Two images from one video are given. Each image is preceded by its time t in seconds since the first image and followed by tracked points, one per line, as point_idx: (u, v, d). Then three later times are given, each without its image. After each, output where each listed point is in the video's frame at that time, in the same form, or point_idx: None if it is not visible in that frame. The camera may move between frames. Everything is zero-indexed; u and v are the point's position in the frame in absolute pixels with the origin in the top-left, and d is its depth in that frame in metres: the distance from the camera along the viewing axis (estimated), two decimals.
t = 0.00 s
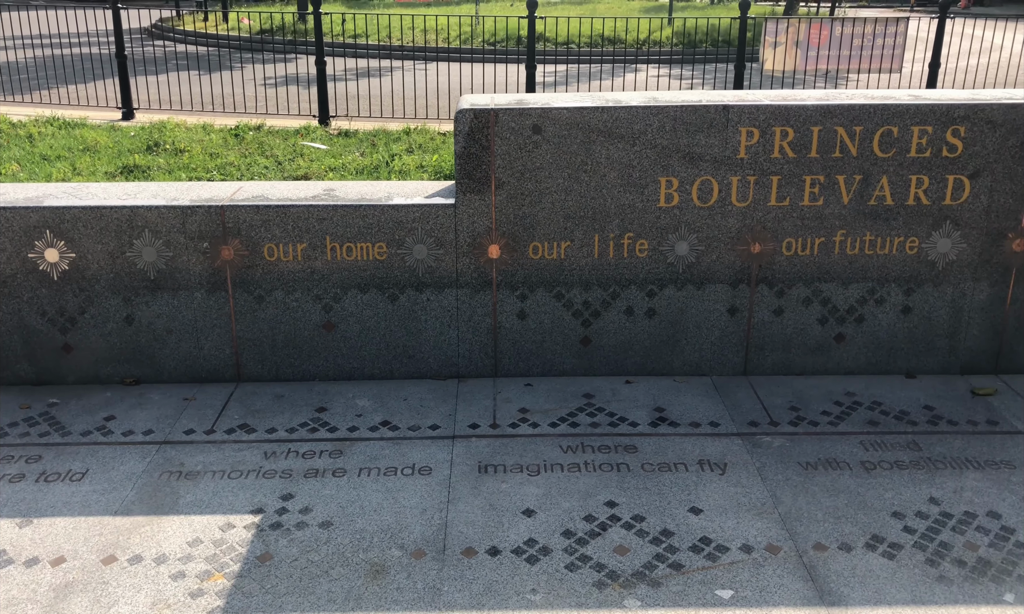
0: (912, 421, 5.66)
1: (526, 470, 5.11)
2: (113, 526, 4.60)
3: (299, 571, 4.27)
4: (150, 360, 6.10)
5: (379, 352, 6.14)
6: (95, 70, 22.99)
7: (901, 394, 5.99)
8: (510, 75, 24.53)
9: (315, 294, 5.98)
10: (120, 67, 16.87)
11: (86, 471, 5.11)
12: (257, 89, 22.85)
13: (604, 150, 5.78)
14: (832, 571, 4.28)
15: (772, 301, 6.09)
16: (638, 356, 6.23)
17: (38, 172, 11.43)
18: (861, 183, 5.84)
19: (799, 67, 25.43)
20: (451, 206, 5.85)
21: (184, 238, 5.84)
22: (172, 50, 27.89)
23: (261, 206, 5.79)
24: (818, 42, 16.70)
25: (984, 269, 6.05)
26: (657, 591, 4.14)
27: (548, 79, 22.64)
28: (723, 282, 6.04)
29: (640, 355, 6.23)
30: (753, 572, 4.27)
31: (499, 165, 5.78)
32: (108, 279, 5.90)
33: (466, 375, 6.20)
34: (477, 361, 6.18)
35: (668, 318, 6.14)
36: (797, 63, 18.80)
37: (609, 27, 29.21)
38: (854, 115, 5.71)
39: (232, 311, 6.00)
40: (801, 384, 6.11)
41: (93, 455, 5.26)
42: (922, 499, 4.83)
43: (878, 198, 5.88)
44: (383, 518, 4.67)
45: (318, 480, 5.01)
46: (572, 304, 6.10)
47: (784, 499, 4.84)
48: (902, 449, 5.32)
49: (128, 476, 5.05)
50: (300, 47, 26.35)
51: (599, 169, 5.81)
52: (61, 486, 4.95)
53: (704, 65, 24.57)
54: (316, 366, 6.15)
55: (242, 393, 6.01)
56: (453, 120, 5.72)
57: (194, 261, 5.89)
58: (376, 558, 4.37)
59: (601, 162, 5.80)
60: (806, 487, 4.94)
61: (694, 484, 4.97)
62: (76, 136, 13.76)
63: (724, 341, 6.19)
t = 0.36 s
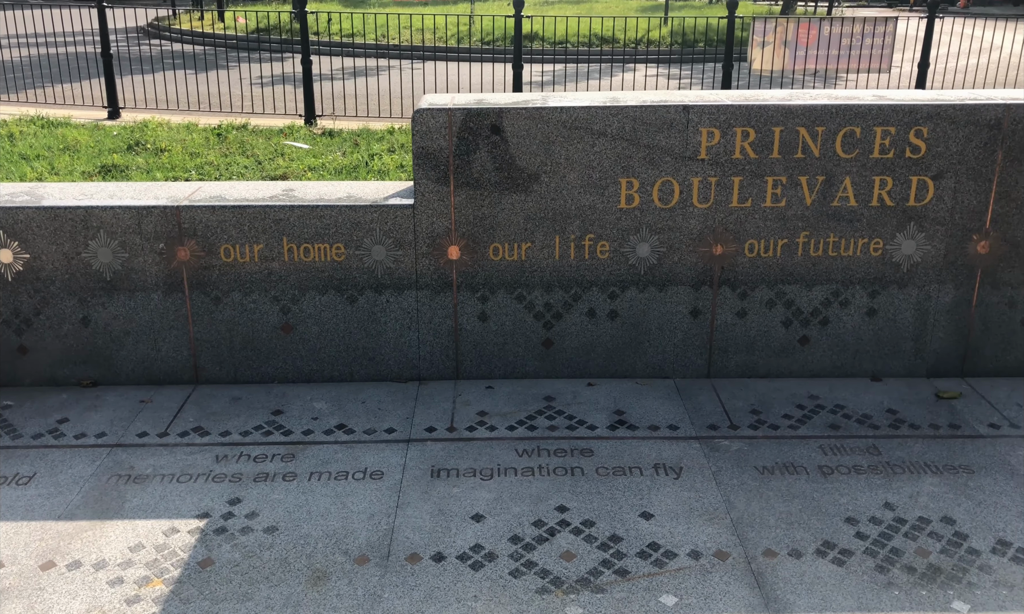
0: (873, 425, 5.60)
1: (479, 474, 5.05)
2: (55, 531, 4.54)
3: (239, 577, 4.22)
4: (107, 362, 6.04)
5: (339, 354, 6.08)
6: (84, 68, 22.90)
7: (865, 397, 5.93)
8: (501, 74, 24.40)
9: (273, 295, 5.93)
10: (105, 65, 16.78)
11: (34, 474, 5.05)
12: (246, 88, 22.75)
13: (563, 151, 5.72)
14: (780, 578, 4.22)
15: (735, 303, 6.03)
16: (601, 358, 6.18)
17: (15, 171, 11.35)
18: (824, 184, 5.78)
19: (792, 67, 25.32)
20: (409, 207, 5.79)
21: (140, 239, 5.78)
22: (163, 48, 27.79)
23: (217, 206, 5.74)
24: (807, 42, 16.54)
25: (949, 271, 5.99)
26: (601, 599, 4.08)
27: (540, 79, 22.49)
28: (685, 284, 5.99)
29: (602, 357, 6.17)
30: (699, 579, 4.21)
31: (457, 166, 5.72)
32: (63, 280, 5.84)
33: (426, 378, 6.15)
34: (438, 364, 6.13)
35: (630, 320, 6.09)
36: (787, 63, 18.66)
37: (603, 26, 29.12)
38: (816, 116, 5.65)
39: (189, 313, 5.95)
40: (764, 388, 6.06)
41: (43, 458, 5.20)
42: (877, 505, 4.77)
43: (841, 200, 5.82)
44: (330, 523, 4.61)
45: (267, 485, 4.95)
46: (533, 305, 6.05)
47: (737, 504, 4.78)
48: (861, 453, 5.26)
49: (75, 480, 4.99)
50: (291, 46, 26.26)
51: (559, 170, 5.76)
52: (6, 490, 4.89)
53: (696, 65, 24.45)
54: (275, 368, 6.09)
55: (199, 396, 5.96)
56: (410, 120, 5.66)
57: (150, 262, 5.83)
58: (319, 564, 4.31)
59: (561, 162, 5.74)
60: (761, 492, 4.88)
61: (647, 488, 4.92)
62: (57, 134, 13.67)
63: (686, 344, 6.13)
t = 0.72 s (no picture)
0: (821, 432, 5.50)
1: (413, 482, 4.95)
2: None
3: (154, 588, 4.11)
4: (46, 367, 5.94)
5: (282, 359, 5.98)
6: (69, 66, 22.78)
7: (815, 403, 5.84)
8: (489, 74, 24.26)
9: (214, 299, 5.83)
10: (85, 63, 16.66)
11: None
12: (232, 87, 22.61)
13: (507, 152, 5.62)
14: (708, 591, 4.12)
15: (684, 307, 5.94)
16: (549, 363, 6.08)
17: None
18: (772, 187, 5.69)
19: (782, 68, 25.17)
20: (351, 209, 5.69)
21: (77, 241, 5.68)
22: (151, 46, 27.67)
23: (155, 208, 5.63)
24: (791, 41, 16.35)
25: (902, 275, 5.89)
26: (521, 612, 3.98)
27: (528, 79, 22.35)
28: (633, 288, 5.89)
29: (550, 362, 6.08)
30: (625, 592, 4.11)
31: (399, 167, 5.62)
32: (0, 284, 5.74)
33: (372, 383, 6.05)
34: (383, 368, 6.03)
35: (578, 324, 5.99)
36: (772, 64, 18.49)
37: (594, 26, 28.98)
38: (763, 117, 5.55)
39: (128, 316, 5.85)
40: (714, 393, 5.96)
41: None
42: (815, 514, 4.68)
43: (790, 203, 5.72)
44: (254, 534, 4.51)
45: (196, 493, 4.85)
46: (479, 309, 5.95)
47: (673, 514, 4.68)
48: (805, 461, 5.16)
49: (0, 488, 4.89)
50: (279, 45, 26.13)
51: (503, 172, 5.66)
52: None
53: (685, 65, 24.30)
54: (217, 373, 6.00)
55: (139, 401, 5.86)
56: (351, 120, 5.56)
57: (88, 265, 5.73)
58: (238, 576, 4.21)
59: (505, 164, 5.64)
60: (699, 501, 4.78)
61: (583, 497, 4.82)
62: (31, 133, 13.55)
63: (636, 348, 6.04)
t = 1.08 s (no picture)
0: (771, 435, 5.48)
1: (355, 486, 4.93)
2: None
3: (83, 593, 4.09)
4: None
5: (234, 361, 5.97)
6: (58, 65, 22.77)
7: (768, 407, 5.82)
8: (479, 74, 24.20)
9: (164, 301, 5.81)
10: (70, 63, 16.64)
11: None
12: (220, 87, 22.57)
13: (457, 154, 5.59)
14: (640, 596, 4.10)
15: (637, 310, 5.92)
16: (503, 366, 6.06)
17: None
18: (724, 190, 5.66)
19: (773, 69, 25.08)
20: (301, 211, 5.67)
21: (26, 243, 5.66)
22: (142, 47, 27.65)
23: (103, 210, 5.61)
24: (776, 43, 16.23)
25: (855, 278, 5.87)
26: None
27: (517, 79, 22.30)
28: (585, 291, 5.87)
29: (504, 365, 6.06)
30: (556, 597, 4.08)
31: (348, 169, 5.60)
32: None
33: (324, 386, 6.03)
34: (336, 371, 6.02)
35: (531, 327, 5.97)
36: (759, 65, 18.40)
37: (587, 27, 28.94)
38: (713, 120, 5.53)
39: (79, 319, 5.82)
40: (667, 397, 5.94)
41: None
42: (756, 519, 4.65)
43: (742, 206, 5.70)
44: (190, 538, 4.49)
45: (136, 497, 4.83)
46: (431, 312, 5.92)
47: (613, 518, 4.66)
48: (752, 465, 5.14)
49: None
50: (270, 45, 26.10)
51: (453, 174, 5.63)
52: None
53: (675, 66, 24.21)
54: (169, 376, 5.98)
55: (89, 404, 5.84)
56: (299, 122, 5.53)
57: (37, 267, 5.71)
58: (168, 580, 4.19)
59: (455, 166, 5.62)
60: (640, 505, 4.76)
61: (524, 501, 4.79)
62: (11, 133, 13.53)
63: (589, 351, 6.02)
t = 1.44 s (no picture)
0: (712, 433, 5.51)
1: (293, 483, 4.96)
2: None
3: (10, 588, 4.12)
4: None
5: (183, 360, 6.00)
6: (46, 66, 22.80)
7: (713, 405, 5.85)
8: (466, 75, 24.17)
9: (112, 300, 5.84)
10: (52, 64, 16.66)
11: None
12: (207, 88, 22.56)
13: (402, 154, 5.62)
14: (563, 592, 4.13)
15: (583, 309, 5.95)
16: (451, 364, 6.09)
17: None
18: (668, 190, 5.70)
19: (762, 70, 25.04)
20: (247, 211, 5.70)
21: None
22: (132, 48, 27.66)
23: (50, 210, 5.64)
24: (758, 44, 16.14)
25: (800, 277, 5.90)
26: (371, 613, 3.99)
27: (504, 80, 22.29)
28: (532, 290, 5.90)
29: (453, 364, 6.09)
30: (480, 592, 4.12)
31: (294, 169, 5.63)
32: None
33: (273, 385, 6.07)
34: (285, 370, 6.05)
35: (478, 326, 6.00)
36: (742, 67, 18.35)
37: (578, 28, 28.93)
38: (656, 120, 5.56)
39: (28, 318, 5.86)
40: (614, 395, 5.97)
41: None
42: (687, 516, 4.68)
43: (686, 205, 5.73)
44: (123, 534, 4.52)
45: (74, 494, 4.86)
46: (380, 311, 5.95)
47: (545, 515, 4.69)
48: (690, 463, 5.17)
49: None
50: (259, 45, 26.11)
51: (398, 174, 5.66)
52: None
53: (663, 67, 24.17)
54: (119, 374, 6.01)
55: (38, 402, 5.87)
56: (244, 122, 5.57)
57: None
58: (97, 576, 4.22)
59: (400, 166, 5.65)
60: (574, 502, 4.79)
61: (459, 498, 4.82)
62: None
63: (537, 350, 6.05)
